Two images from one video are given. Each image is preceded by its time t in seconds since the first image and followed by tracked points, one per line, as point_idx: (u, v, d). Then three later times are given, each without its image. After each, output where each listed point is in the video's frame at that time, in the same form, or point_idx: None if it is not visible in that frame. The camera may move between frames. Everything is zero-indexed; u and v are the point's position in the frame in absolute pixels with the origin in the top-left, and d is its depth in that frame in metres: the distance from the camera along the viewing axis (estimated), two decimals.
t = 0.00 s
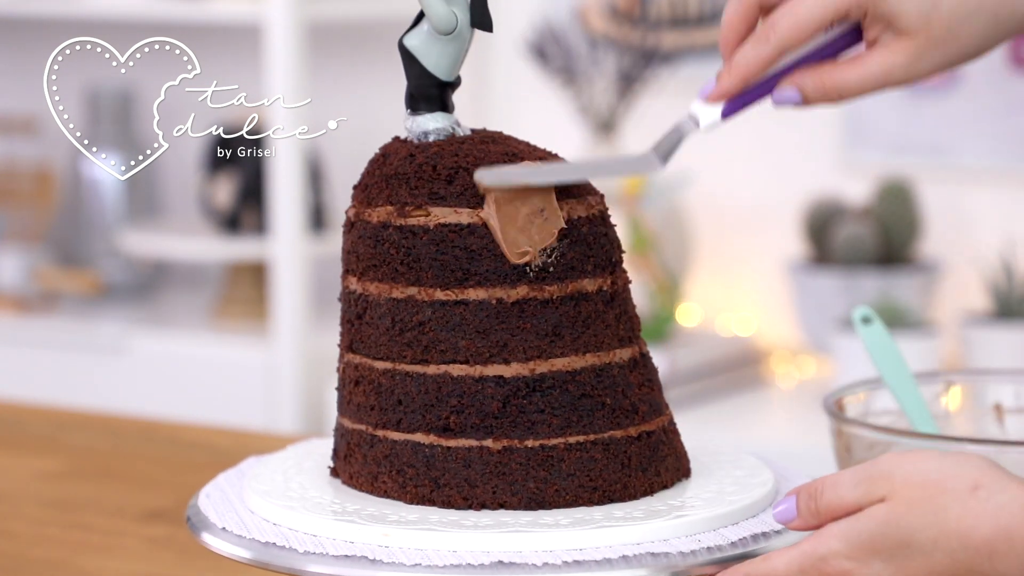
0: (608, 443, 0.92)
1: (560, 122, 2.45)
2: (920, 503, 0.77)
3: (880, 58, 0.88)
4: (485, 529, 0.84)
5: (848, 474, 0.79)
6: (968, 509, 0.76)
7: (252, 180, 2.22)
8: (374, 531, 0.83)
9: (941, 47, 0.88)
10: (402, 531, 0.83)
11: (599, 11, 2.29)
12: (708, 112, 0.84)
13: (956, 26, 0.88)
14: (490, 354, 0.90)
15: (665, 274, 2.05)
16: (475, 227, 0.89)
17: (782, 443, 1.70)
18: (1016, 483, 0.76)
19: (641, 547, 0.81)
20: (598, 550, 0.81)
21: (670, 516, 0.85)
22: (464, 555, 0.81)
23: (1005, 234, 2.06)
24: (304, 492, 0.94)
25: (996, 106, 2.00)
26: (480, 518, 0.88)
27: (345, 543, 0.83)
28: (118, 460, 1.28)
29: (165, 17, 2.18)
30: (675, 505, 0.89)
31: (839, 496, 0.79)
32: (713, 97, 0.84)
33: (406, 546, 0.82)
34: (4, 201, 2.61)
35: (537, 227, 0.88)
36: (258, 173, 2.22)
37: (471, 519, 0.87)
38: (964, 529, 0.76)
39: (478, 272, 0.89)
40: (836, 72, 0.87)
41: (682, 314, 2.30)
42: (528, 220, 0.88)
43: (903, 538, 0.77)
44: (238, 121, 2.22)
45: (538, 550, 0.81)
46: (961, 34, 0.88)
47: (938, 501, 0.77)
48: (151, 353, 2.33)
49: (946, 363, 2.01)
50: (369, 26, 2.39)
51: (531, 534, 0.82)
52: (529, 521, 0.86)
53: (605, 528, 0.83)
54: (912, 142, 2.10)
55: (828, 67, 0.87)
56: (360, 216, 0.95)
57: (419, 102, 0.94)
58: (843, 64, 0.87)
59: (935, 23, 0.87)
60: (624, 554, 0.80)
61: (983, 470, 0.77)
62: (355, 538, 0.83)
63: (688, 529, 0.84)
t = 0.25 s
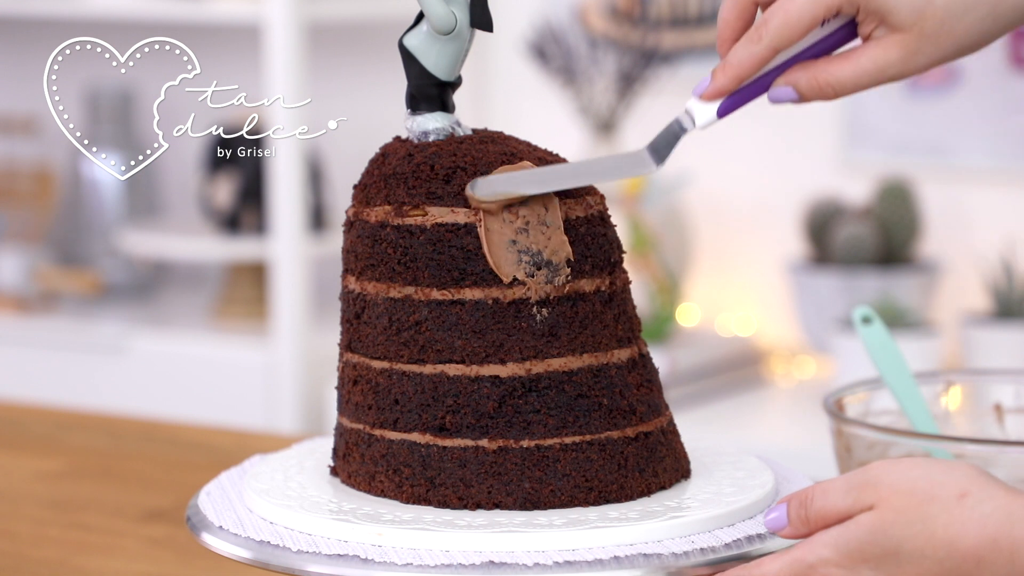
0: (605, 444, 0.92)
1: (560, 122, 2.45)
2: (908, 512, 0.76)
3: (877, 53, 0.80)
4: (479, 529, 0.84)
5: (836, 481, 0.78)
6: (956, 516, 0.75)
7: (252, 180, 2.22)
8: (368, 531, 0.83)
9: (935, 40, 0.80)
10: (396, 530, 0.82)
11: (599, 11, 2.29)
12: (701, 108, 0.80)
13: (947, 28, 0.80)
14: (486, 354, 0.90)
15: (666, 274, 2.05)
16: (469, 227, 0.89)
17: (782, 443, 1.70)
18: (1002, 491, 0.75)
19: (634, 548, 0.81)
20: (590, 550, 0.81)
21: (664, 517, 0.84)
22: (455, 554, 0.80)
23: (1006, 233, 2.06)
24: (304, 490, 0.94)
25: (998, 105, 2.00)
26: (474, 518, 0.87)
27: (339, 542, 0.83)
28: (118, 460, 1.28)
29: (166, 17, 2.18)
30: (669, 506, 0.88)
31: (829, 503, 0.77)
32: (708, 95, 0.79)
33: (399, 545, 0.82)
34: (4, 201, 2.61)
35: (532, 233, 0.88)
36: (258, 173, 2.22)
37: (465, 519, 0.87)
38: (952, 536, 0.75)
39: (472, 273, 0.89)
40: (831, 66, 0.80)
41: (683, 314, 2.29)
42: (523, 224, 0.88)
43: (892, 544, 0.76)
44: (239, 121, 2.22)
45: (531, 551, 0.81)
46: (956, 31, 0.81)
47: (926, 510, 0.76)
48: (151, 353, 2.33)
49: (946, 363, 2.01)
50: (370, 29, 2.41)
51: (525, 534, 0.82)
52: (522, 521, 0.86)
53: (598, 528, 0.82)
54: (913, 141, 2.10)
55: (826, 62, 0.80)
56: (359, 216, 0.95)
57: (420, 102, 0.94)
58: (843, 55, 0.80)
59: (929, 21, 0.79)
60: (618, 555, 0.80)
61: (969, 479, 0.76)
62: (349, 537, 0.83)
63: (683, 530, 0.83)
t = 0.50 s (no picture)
0: (599, 445, 0.91)
1: (560, 122, 2.45)
2: (872, 525, 0.74)
3: (907, 44, 0.75)
4: (469, 528, 0.84)
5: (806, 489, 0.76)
6: (919, 532, 0.73)
7: (252, 181, 2.22)
8: (359, 530, 0.83)
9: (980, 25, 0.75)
10: (386, 529, 0.82)
11: (599, 11, 2.30)
12: (734, 100, 0.77)
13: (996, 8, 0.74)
14: (480, 354, 0.89)
15: (666, 274, 2.05)
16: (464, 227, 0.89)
17: (782, 443, 1.70)
18: (965, 508, 0.73)
19: (621, 548, 0.81)
20: (580, 551, 0.81)
21: (654, 518, 0.84)
22: (442, 554, 0.80)
23: (1005, 233, 2.06)
24: (302, 488, 0.94)
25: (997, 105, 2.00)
26: (465, 518, 0.87)
27: (331, 541, 0.83)
28: (118, 459, 1.28)
29: (166, 17, 2.18)
30: (661, 508, 0.88)
31: (795, 509, 0.76)
32: (739, 86, 0.77)
33: (388, 545, 0.82)
34: (4, 201, 2.61)
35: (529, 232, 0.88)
36: (258, 173, 2.22)
37: (455, 519, 0.87)
38: (912, 553, 0.73)
39: (467, 272, 0.89)
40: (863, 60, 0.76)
41: (682, 314, 2.33)
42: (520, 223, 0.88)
43: (857, 556, 0.75)
44: (238, 121, 2.22)
45: (519, 551, 0.81)
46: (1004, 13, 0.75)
47: (889, 523, 0.74)
48: (151, 353, 2.33)
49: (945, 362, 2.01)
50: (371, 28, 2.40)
51: (515, 534, 0.82)
52: (513, 522, 0.86)
53: (587, 529, 0.82)
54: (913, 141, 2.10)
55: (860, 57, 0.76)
56: (357, 216, 0.95)
57: (421, 103, 0.94)
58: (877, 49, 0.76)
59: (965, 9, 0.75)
60: (604, 555, 0.80)
61: (935, 493, 0.74)
62: (339, 536, 0.83)
63: (674, 531, 0.83)
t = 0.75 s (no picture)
0: (595, 445, 0.91)
1: (559, 122, 2.45)
2: (870, 526, 0.73)
3: (929, 154, 0.74)
4: (463, 528, 0.84)
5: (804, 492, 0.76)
6: (917, 532, 0.72)
7: (252, 181, 2.22)
8: (354, 530, 0.83)
9: (1002, 140, 0.73)
10: (379, 528, 0.82)
11: (600, 11, 2.30)
12: (747, 189, 0.73)
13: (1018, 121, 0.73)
14: (475, 354, 0.89)
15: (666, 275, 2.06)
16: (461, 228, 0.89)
17: (782, 444, 1.70)
18: (965, 509, 0.72)
19: (613, 549, 0.81)
20: (574, 551, 0.81)
21: (648, 519, 0.84)
22: (434, 553, 0.81)
23: (1005, 233, 2.06)
24: (301, 487, 0.94)
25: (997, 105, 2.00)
26: (459, 518, 0.88)
27: (326, 540, 0.83)
28: (119, 460, 1.28)
29: (166, 17, 2.18)
30: (656, 509, 0.88)
31: (794, 512, 0.75)
32: (757, 180, 0.73)
33: (381, 544, 0.82)
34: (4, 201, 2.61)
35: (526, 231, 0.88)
36: (258, 173, 2.22)
37: (449, 519, 0.87)
38: (911, 554, 0.72)
39: (463, 272, 0.89)
40: (882, 166, 0.76)
41: (683, 314, 2.32)
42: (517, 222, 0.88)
43: (855, 558, 0.74)
44: (238, 121, 2.22)
45: (512, 551, 0.81)
46: None
47: (887, 524, 0.72)
48: (151, 353, 2.33)
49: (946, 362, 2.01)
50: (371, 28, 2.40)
51: (509, 535, 0.82)
52: (506, 522, 0.86)
53: (580, 530, 0.82)
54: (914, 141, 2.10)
55: (875, 157, 0.76)
56: (356, 215, 0.95)
57: (421, 103, 0.94)
58: (899, 152, 0.76)
59: (990, 122, 0.72)
60: (596, 556, 0.80)
61: (933, 494, 0.73)
62: (334, 535, 0.83)
63: (668, 532, 0.83)
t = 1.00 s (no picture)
0: (596, 445, 0.91)
1: (559, 122, 2.45)
2: (871, 529, 0.72)
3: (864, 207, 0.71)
4: (464, 528, 0.84)
5: (806, 495, 0.75)
6: (917, 535, 0.71)
7: (252, 181, 2.22)
8: (354, 530, 0.83)
9: (937, 197, 0.68)
10: (382, 529, 0.82)
11: (600, 11, 2.30)
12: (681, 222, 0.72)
13: (956, 180, 0.68)
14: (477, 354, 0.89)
15: (666, 274, 2.05)
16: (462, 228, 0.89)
17: (782, 444, 1.70)
18: (966, 513, 0.71)
19: (617, 548, 0.81)
20: (576, 551, 0.81)
21: (651, 519, 0.84)
22: (437, 553, 0.81)
23: (1005, 233, 2.06)
24: (301, 488, 0.94)
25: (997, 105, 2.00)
26: (461, 517, 0.88)
27: (325, 540, 0.83)
28: (119, 460, 1.28)
29: (166, 17, 2.18)
30: (657, 508, 0.88)
31: (798, 518, 0.75)
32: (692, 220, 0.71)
33: (383, 544, 0.82)
34: (4, 201, 2.61)
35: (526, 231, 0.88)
36: (258, 173, 2.22)
37: (451, 518, 0.87)
38: (911, 557, 0.71)
39: (464, 272, 0.89)
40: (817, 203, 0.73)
41: (684, 314, 2.30)
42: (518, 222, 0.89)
43: (856, 560, 0.73)
44: (238, 121, 2.22)
45: (514, 551, 0.81)
46: (968, 181, 0.68)
47: (888, 527, 0.72)
48: (151, 353, 2.33)
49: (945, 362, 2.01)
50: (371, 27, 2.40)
51: (512, 534, 0.82)
52: (508, 522, 0.86)
53: (582, 530, 0.82)
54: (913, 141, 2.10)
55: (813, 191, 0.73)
56: (356, 215, 0.95)
57: (421, 103, 0.94)
58: (834, 188, 0.73)
59: (923, 183, 0.67)
60: (599, 556, 0.80)
61: (934, 496, 0.72)
62: (335, 535, 0.83)
63: (670, 531, 0.83)
